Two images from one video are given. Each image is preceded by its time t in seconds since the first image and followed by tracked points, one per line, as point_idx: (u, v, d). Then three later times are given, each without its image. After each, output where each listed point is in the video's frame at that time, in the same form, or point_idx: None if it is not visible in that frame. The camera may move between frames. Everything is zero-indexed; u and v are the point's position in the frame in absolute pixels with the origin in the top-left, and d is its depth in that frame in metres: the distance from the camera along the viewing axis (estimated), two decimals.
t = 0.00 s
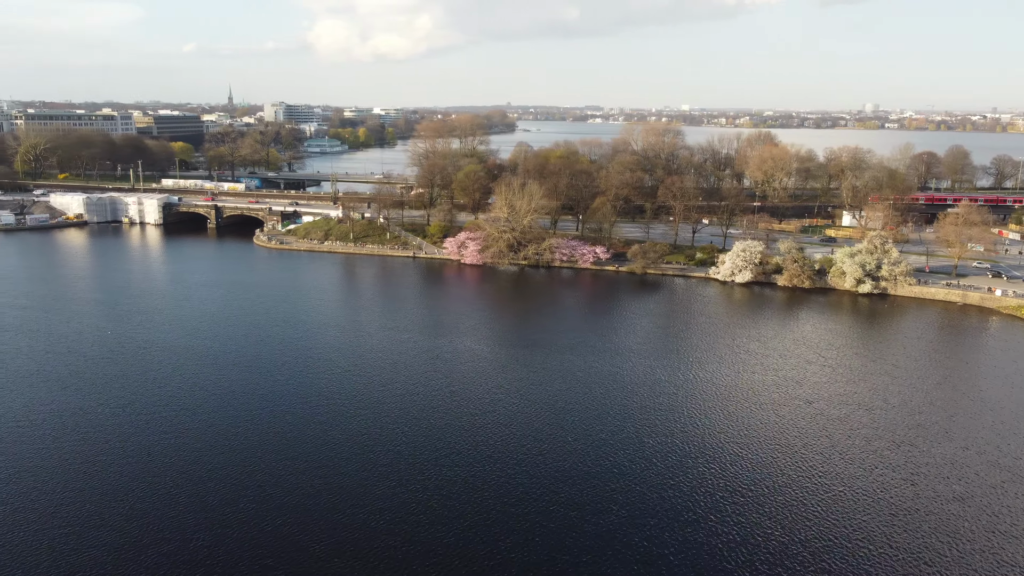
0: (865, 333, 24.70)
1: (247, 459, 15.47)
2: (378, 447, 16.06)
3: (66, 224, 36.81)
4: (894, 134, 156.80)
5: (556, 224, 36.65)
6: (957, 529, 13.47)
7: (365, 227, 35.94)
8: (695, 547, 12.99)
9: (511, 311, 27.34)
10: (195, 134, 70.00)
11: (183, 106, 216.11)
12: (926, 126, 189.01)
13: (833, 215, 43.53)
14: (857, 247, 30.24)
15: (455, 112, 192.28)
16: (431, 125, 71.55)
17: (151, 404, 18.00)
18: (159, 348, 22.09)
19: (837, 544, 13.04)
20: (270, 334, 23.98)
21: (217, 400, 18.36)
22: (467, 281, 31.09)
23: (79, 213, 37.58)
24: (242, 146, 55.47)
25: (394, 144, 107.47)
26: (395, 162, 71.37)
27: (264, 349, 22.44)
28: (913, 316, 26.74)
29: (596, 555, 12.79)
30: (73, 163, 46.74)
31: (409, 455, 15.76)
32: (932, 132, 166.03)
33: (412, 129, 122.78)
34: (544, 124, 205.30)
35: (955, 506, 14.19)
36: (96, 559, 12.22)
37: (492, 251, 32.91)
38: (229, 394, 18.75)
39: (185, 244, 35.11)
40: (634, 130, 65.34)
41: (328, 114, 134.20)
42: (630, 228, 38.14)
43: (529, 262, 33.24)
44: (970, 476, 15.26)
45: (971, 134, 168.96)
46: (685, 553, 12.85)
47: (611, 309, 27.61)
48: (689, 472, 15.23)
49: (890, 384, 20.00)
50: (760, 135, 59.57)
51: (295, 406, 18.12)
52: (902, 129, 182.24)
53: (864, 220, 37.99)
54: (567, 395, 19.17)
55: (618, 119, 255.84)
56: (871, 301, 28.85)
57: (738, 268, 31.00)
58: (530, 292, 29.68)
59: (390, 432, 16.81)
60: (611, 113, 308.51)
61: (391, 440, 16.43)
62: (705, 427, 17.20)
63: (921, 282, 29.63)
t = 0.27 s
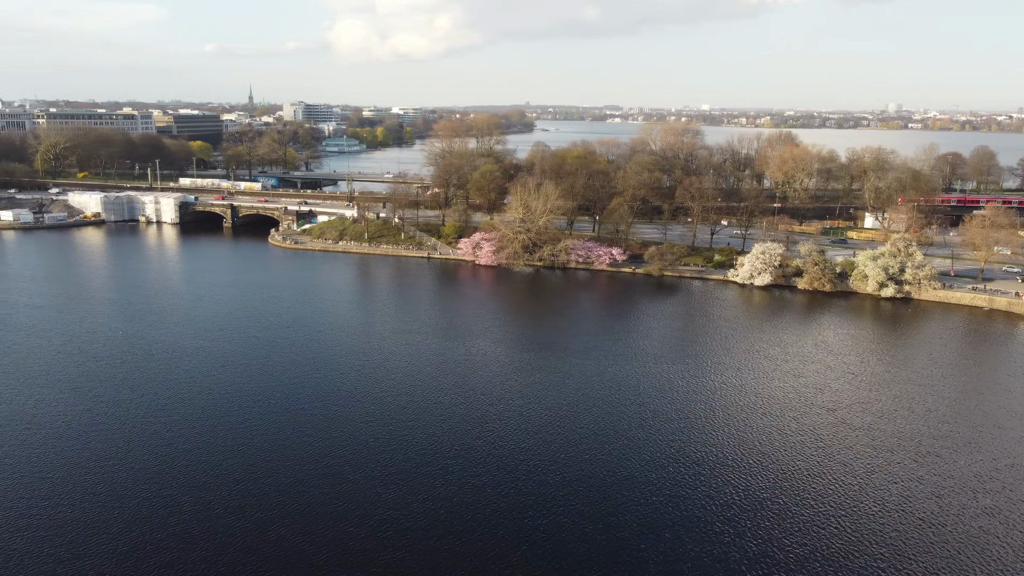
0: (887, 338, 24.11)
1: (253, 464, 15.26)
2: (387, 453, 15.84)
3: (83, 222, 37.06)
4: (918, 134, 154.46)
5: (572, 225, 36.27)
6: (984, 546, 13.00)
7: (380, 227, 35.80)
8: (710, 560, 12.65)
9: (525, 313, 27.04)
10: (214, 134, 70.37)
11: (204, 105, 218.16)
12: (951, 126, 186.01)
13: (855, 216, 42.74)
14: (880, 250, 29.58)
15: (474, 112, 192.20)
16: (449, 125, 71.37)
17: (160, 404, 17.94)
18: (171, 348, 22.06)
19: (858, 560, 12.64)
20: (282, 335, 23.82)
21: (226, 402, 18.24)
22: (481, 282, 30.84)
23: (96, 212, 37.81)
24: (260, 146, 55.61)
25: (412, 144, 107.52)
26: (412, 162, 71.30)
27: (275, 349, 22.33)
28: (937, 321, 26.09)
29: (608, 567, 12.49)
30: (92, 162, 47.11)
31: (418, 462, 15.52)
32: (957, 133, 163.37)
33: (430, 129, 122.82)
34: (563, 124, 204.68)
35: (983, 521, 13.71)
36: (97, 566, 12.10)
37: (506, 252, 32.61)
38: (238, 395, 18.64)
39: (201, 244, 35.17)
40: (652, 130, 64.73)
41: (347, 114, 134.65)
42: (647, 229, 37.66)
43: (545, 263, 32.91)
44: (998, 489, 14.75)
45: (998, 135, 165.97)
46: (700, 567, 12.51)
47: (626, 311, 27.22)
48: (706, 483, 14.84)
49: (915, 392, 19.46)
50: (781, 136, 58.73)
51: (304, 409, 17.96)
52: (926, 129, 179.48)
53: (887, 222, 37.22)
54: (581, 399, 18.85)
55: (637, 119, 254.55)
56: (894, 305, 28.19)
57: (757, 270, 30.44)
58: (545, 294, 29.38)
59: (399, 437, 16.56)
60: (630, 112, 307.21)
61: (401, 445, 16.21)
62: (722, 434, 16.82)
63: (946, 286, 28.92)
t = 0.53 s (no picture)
0: (910, 344, 23.53)
1: (259, 470, 15.07)
2: (396, 459, 15.64)
3: (99, 222, 37.28)
4: (942, 135, 152.08)
5: (588, 226, 35.89)
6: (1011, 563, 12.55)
7: (394, 228, 35.63)
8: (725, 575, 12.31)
9: (539, 316, 26.75)
10: (232, 134, 70.69)
11: (225, 105, 220.24)
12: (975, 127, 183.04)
13: (877, 218, 41.97)
14: (903, 253, 28.89)
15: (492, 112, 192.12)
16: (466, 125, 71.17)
17: (168, 406, 17.88)
18: (182, 349, 22.04)
19: None
20: (294, 336, 23.69)
21: (236, 404, 18.15)
22: (495, 284, 30.58)
23: (112, 212, 38.02)
24: (277, 146, 55.73)
25: (429, 143, 107.50)
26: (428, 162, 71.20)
27: (286, 351, 22.23)
28: (962, 326, 25.44)
29: None
30: (110, 162, 47.44)
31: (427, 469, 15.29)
32: (982, 133, 160.71)
33: (448, 129, 122.74)
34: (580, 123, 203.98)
35: (1010, 538, 13.24)
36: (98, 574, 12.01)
37: (521, 253, 32.31)
38: (248, 398, 18.52)
39: (215, 244, 35.20)
40: (670, 130, 64.09)
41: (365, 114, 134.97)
42: (664, 230, 37.17)
43: (559, 265, 32.56)
44: None
45: None
46: None
47: (642, 314, 26.84)
48: (722, 495, 14.43)
49: (939, 400, 18.92)
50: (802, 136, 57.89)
51: (313, 412, 17.80)
52: (950, 130, 176.73)
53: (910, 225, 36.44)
54: (594, 405, 18.53)
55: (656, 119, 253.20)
56: (917, 310, 27.53)
57: (776, 273, 29.84)
58: (559, 296, 29.07)
59: (408, 443, 16.30)
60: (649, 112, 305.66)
61: (409, 451, 16.00)
62: (739, 443, 16.44)
63: (971, 291, 28.19)
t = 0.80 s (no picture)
0: (932, 349, 22.98)
1: (265, 475, 14.93)
2: (404, 465, 15.43)
3: (115, 221, 37.46)
4: (965, 135, 149.90)
5: (603, 227, 35.52)
6: None
7: (407, 228, 35.46)
8: None
9: (552, 318, 26.46)
10: (249, 133, 70.99)
11: (244, 105, 222.00)
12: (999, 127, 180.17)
13: (898, 220, 41.21)
14: (925, 257, 28.25)
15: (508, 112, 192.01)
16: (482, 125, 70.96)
17: (177, 407, 17.82)
18: (192, 349, 22.01)
19: None
20: (304, 338, 23.53)
21: (244, 406, 18.05)
22: (509, 285, 30.32)
23: (128, 211, 38.20)
24: (292, 146, 55.83)
25: (445, 143, 107.47)
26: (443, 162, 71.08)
27: (297, 352, 22.12)
28: (986, 332, 24.81)
29: None
30: (127, 161, 47.73)
31: (435, 475, 15.07)
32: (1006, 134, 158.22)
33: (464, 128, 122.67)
34: (598, 124, 203.23)
35: None
36: None
37: (534, 254, 32.01)
38: (257, 399, 18.43)
39: (229, 244, 35.24)
40: (688, 131, 63.50)
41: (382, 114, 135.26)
42: (680, 232, 36.71)
43: (573, 267, 32.23)
44: None
45: None
46: None
47: (657, 317, 26.47)
48: (738, 507, 14.05)
49: (963, 408, 18.40)
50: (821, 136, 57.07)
51: (322, 415, 17.65)
52: (973, 130, 174.11)
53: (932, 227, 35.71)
54: (607, 411, 18.21)
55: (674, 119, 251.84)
56: (940, 314, 26.91)
57: (794, 276, 29.29)
58: (573, 298, 28.76)
59: (417, 449, 16.09)
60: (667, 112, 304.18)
61: (418, 456, 15.79)
62: (755, 451, 16.05)
63: (995, 295, 27.50)
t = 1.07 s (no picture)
0: (953, 356, 22.45)
1: (271, 481, 14.80)
2: (410, 472, 15.23)
3: (130, 221, 37.63)
4: (987, 135, 147.63)
5: (617, 228, 35.13)
6: None
7: (420, 229, 35.29)
8: None
9: (564, 321, 26.18)
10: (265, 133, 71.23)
11: (262, 105, 223.59)
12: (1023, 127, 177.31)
13: (919, 222, 40.42)
14: (947, 260, 27.64)
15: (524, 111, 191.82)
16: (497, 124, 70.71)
17: (184, 410, 17.76)
18: (202, 351, 21.97)
19: None
20: (315, 340, 23.42)
21: (252, 409, 17.94)
22: (521, 287, 30.05)
23: (142, 211, 38.37)
24: (307, 145, 55.87)
25: (461, 143, 107.38)
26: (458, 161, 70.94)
27: (306, 354, 22.02)
28: (1010, 337, 24.20)
29: None
30: (143, 161, 47.98)
31: (441, 482, 14.86)
32: None
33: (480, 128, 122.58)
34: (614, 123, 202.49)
35: None
36: None
37: (548, 255, 31.71)
38: (264, 403, 18.31)
39: (243, 244, 35.26)
40: (705, 130, 62.84)
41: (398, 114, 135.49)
42: (696, 233, 36.25)
43: (587, 268, 31.91)
44: None
45: None
46: None
47: (671, 321, 26.10)
48: (752, 519, 13.70)
49: (985, 417, 17.89)
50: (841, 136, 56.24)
51: (329, 419, 17.50)
52: (996, 130, 171.44)
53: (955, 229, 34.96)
54: (619, 417, 17.89)
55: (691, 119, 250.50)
56: (962, 319, 26.31)
57: (812, 279, 28.78)
58: (586, 301, 28.45)
59: (424, 455, 15.88)
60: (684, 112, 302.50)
61: (424, 463, 15.59)
62: (771, 462, 15.67)
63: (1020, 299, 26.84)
